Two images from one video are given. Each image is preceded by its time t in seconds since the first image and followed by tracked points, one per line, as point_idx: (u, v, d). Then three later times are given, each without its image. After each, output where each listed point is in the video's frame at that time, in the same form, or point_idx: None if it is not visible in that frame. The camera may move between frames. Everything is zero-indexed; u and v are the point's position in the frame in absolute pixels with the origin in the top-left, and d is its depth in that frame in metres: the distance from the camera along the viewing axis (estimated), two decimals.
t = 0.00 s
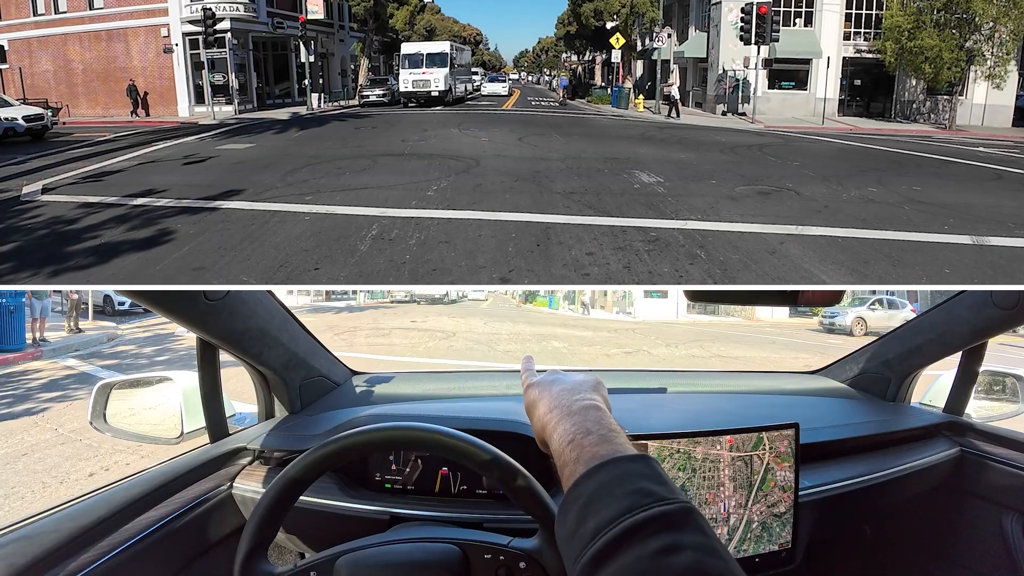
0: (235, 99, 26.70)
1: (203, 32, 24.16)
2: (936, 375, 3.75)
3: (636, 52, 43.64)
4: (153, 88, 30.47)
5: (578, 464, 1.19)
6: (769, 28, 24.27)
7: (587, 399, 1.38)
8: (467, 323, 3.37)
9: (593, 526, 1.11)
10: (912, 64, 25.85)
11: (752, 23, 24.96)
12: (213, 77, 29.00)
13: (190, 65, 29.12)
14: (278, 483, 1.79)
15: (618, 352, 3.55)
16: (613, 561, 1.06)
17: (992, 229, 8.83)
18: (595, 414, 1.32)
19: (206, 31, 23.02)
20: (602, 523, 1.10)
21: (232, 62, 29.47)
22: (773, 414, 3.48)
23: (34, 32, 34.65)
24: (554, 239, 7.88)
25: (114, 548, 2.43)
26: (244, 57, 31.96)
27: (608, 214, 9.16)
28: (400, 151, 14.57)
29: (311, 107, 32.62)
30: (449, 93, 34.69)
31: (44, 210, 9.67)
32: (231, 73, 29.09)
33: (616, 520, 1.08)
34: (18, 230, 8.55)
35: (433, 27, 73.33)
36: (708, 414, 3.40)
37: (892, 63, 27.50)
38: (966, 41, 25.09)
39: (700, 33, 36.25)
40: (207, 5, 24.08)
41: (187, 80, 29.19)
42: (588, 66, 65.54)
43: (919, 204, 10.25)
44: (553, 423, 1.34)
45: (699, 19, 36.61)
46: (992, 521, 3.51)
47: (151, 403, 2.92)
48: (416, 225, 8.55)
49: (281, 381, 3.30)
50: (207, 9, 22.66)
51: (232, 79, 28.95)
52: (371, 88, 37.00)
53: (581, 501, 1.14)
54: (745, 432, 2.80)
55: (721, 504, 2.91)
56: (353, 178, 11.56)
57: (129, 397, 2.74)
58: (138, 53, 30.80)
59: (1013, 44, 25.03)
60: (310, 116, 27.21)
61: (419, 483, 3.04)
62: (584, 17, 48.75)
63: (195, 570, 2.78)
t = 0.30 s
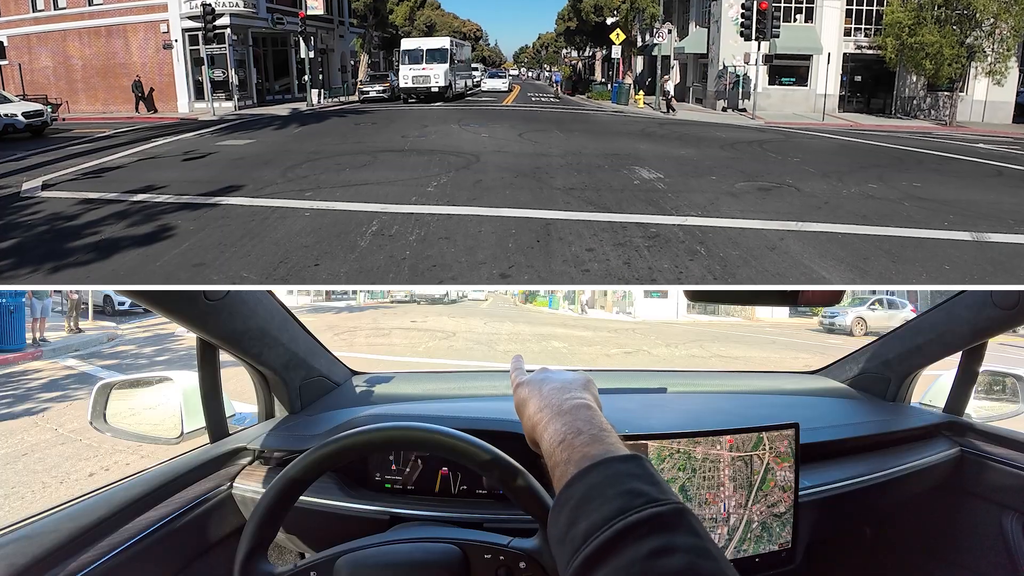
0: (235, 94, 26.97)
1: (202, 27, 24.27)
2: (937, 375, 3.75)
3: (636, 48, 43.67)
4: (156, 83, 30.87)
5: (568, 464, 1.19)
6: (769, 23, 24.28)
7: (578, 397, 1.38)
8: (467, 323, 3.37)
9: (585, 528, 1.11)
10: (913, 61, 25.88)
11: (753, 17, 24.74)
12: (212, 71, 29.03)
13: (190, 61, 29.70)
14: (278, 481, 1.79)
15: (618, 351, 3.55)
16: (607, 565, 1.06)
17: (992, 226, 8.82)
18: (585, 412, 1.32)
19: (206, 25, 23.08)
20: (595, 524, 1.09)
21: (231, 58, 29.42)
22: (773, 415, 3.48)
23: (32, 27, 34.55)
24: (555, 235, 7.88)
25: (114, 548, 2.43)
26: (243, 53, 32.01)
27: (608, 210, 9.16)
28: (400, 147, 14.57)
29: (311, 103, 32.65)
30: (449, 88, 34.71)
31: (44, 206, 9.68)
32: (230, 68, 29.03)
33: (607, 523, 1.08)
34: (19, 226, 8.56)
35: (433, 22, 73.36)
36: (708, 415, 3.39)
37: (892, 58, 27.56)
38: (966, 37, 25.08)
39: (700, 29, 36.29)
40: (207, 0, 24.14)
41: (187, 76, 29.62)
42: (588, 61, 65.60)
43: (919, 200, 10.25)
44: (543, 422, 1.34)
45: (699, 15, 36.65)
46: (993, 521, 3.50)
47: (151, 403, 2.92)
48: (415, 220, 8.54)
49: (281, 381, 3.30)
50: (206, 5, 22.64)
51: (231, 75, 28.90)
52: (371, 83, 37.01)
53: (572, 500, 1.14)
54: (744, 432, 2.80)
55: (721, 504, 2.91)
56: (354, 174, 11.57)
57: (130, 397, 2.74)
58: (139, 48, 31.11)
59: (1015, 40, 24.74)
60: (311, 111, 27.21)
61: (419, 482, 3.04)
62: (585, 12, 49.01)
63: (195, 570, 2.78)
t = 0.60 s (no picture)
0: (234, 91, 26.95)
1: (202, 25, 24.28)
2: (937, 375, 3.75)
3: (636, 46, 43.63)
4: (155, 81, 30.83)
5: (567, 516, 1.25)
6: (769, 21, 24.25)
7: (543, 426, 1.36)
8: (467, 323, 3.37)
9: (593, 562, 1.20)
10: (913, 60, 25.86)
11: (753, 15, 24.79)
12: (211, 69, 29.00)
13: (189, 59, 29.67)
14: (278, 484, 1.79)
15: (619, 350, 3.56)
16: None
17: (992, 225, 8.83)
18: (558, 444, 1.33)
19: (206, 22, 23.09)
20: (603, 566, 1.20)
21: (231, 56, 29.41)
22: (773, 414, 3.48)
23: (32, 25, 34.52)
24: (554, 234, 7.87)
25: (114, 547, 2.43)
26: (243, 51, 32.01)
27: (608, 208, 9.15)
28: (400, 145, 14.56)
29: (311, 102, 32.62)
30: (449, 87, 34.68)
31: (43, 204, 9.67)
32: (230, 66, 29.03)
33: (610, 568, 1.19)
34: (18, 224, 8.55)
35: (433, 21, 73.33)
36: (707, 414, 3.39)
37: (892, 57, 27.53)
38: (966, 36, 25.09)
39: (700, 27, 36.27)
40: None
41: (187, 74, 29.58)
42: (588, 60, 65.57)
43: (920, 199, 10.24)
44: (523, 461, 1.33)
45: (699, 13, 36.63)
46: (993, 521, 3.50)
47: (151, 403, 2.92)
48: (414, 219, 8.53)
49: (281, 381, 3.30)
50: (206, 2, 22.64)
51: (231, 73, 28.88)
52: (371, 82, 36.96)
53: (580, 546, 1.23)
54: (745, 432, 2.80)
55: (721, 504, 2.90)
56: (353, 172, 11.56)
57: (130, 398, 2.75)
58: (139, 47, 31.12)
59: (1014, 39, 24.86)
60: (311, 110, 27.17)
61: (419, 483, 3.04)
62: (584, 10, 48.99)
63: (196, 570, 2.78)
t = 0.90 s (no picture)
0: (234, 91, 26.94)
1: (202, 25, 24.30)
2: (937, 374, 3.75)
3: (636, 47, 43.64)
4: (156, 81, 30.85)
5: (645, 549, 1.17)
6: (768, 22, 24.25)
7: None
8: (467, 323, 3.37)
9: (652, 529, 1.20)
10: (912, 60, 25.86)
11: (753, 16, 24.86)
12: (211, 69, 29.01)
13: (189, 58, 29.69)
14: (277, 484, 1.79)
15: (620, 350, 3.56)
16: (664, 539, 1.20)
17: (991, 225, 8.82)
18: None
19: (206, 22, 23.10)
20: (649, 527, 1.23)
21: (231, 56, 29.44)
22: (774, 414, 3.48)
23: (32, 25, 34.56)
24: (554, 234, 7.88)
25: (114, 547, 2.43)
26: (243, 52, 32.04)
27: (607, 209, 9.14)
28: (399, 146, 14.55)
29: (311, 102, 32.63)
30: (449, 87, 34.68)
31: (42, 204, 9.66)
32: (230, 66, 29.05)
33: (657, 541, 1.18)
34: (17, 224, 8.55)
35: (433, 21, 73.38)
36: (707, 414, 3.39)
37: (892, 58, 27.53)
38: (966, 37, 25.08)
39: (700, 28, 36.30)
40: None
41: (187, 74, 29.59)
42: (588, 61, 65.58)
43: (920, 199, 10.24)
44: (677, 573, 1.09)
45: (699, 14, 36.65)
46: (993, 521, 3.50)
47: (151, 403, 2.92)
48: (413, 219, 8.52)
49: (281, 381, 3.30)
50: (206, 2, 22.65)
51: (231, 73, 28.91)
52: (371, 82, 36.97)
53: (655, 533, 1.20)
54: (745, 432, 2.80)
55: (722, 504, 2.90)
56: (354, 172, 11.57)
57: (130, 398, 2.74)
58: (139, 47, 31.19)
59: (1014, 40, 24.85)
60: (311, 110, 27.18)
61: (419, 483, 3.05)
62: (585, 11, 48.98)
63: (196, 570, 2.78)
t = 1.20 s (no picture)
0: (234, 93, 26.96)
1: (202, 27, 24.34)
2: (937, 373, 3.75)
3: (636, 49, 43.67)
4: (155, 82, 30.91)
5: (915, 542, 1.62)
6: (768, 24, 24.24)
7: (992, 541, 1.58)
8: (467, 323, 3.38)
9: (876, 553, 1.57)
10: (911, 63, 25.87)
11: (752, 19, 24.93)
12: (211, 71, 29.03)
13: (189, 59, 29.70)
14: (278, 483, 1.79)
15: (619, 350, 3.56)
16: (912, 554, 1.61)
17: (991, 228, 8.83)
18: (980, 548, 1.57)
19: (206, 24, 23.12)
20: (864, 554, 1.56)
21: (231, 58, 29.45)
22: (773, 414, 3.48)
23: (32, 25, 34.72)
24: (554, 236, 7.88)
25: (115, 547, 2.43)
26: (244, 53, 32.08)
27: (607, 210, 9.15)
28: (400, 147, 14.56)
29: (312, 103, 32.65)
30: (449, 89, 34.68)
31: (43, 205, 9.68)
32: (230, 68, 29.07)
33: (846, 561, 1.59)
34: (17, 225, 8.55)
35: (433, 23, 73.39)
36: (707, 415, 3.38)
37: (892, 61, 27.56)
38: (966, 39, 25.09)
39: (700, 30, 36.35)
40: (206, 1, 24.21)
41: (186, 75, 29.57)
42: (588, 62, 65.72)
43: (919, 202, 10.24)
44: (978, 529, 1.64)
45: (699, 16, 36.68)
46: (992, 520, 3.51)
47: (151, 403, 2.92)
48: (413, 220, 8.51)
49: (281, 380, 3.30)
50: (206, 4, 22.67)
51: (232, 75, 28.91)
52: (371, 84, 36.99)
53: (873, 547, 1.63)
54: (745, 432, 2.80)
55: (721, 504, 2.90)
56: (354, 174, 11.57)
57: (130, 397, 2.74)
58: (138, 47, 31.26)
59: (1014, 42, 24.91)
60: (311, 111, 27.18)
61: (419, 482, 3.06)
62: (585, 12, 49.01)
63: (197, 569, 2.79)
